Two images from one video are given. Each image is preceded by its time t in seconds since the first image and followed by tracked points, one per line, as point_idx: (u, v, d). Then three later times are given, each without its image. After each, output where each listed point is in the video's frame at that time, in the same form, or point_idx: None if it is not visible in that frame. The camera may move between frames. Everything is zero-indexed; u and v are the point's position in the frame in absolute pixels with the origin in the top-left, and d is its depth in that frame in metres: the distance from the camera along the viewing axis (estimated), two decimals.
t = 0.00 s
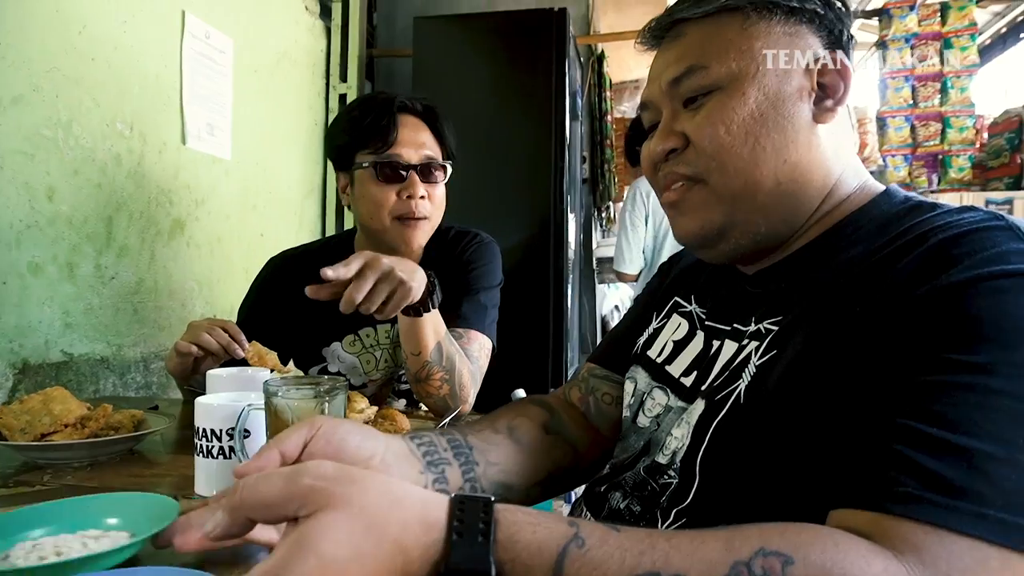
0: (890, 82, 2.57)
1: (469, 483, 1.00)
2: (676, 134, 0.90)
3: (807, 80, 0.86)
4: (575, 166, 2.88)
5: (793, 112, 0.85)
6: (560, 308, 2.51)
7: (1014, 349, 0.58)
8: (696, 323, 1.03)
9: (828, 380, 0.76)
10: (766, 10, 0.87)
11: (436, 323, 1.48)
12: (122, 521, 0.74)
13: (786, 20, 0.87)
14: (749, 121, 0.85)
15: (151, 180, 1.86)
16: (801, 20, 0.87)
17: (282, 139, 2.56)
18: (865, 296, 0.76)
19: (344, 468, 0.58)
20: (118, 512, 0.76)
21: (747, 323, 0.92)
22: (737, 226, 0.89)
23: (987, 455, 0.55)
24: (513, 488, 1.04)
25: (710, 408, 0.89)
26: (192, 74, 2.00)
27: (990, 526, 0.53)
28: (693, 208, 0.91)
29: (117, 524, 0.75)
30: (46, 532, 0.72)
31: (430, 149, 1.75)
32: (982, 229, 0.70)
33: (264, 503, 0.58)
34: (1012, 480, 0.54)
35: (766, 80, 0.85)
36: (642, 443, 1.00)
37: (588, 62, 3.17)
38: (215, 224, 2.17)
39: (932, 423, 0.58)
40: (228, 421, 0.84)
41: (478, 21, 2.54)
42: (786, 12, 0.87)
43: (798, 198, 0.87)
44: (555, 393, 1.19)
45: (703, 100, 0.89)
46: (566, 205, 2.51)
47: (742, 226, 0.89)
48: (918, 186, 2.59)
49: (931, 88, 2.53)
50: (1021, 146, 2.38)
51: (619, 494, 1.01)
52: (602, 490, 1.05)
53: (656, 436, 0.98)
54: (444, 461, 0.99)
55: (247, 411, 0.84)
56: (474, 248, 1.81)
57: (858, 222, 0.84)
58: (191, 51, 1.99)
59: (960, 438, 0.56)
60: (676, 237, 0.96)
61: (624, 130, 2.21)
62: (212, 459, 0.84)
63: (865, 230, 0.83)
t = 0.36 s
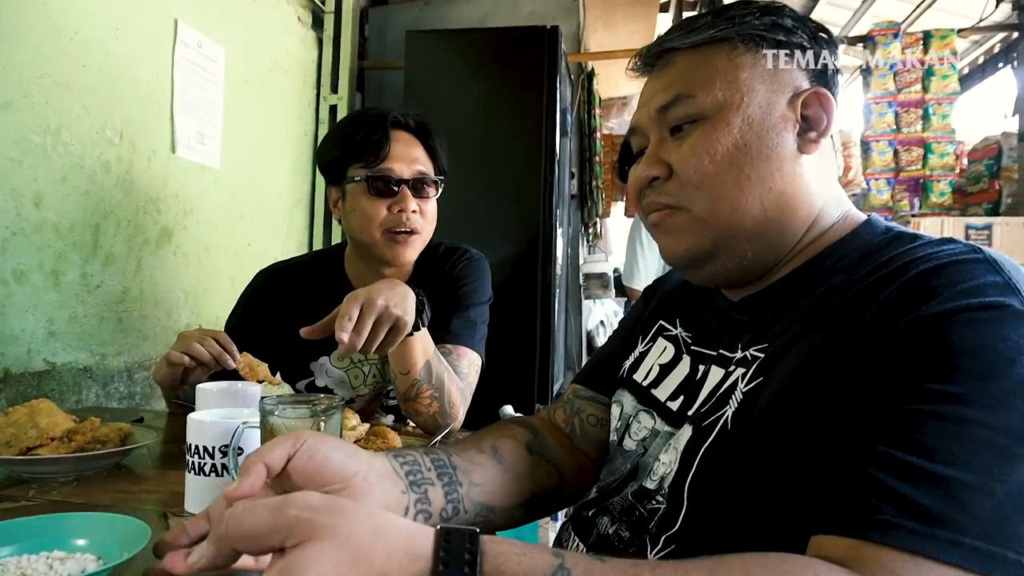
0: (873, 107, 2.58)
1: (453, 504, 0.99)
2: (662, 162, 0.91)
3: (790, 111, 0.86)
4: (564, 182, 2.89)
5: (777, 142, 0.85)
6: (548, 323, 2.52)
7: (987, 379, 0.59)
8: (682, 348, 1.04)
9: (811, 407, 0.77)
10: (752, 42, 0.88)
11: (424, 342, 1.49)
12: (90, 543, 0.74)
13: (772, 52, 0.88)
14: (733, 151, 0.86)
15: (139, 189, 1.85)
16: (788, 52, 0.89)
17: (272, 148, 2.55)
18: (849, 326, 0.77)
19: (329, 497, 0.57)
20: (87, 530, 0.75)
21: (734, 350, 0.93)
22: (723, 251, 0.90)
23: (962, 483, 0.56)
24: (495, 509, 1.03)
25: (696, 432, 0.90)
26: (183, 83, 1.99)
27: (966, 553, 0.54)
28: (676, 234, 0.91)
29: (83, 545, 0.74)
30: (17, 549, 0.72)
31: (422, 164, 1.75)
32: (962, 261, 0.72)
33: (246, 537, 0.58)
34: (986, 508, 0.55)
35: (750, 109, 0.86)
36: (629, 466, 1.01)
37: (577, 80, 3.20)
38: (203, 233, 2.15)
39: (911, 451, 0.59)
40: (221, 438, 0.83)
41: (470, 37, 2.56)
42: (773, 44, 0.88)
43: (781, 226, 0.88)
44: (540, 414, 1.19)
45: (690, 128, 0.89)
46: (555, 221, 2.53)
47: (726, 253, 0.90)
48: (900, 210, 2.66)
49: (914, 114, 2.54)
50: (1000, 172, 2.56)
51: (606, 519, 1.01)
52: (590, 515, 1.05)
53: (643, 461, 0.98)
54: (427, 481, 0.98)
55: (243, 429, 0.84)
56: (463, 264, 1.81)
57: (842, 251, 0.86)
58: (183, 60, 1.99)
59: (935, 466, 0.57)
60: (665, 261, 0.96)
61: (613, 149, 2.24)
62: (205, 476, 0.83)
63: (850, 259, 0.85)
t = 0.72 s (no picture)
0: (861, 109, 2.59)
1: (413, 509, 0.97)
2: (646, 161, 0.92)
3: (772, 111, 0.88)
4: (555, 185, 2.91)
5: (760, 142, 0.87)
6: (541, 325, 2.53)
7: (958, 368, 0.60)
8: (668, 348, 1.04)
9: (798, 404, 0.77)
10: (734, 43, 0.90)
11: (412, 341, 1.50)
12: (71, 547, 0.74)
13: (754, 55, 0.90)
14: (717, 149, 0.87)
15: (131, 195, 1.85)
16: (768, 55, 0.90)
17: (263, 153, 2.55)
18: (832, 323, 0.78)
19: (316, 488, 0.58)
20: (70, 535, 0.75)
21: (719, 348, 0.94)
22: (708, 249, 0.91)
23: (933, 468, 0.55)
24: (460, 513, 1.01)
25: (683, 431, 0.90)
26: (174, 89, 1.99)
27: (933, 535, 0.53)
28: (659, 232, 0.92)
29: (63, 549, 0.74)
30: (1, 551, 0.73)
31: (405, 164, 1.75)
32: (940, 257, 0.73)
33: (233, 525, 0.57)
34: (954, 492, 0.54)
35: (733, 109, 0.88)
36: (616, 466, 1.01)
37: (568, 83, 3.21)
38: (195, 238, 2.16)
39: (886, 439, 0.58)
40: (217, 442, 0.83)
41: (460, 42, 2.57)
42: (754, 47, 0.90)
43: (766, 225, 0.89)
44: (519, 413, 1.20)
45: (673, 127, 0.91)
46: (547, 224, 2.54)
47: (712, 251, 0.91)
48: (889, 211, 2.70)
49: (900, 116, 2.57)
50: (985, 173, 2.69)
51: (592, 520, 1.02)
52: (577, 515, 1.05)
53: (629, 459, 0.99)
54: (386, 486, 0.97)
55: (239, 432, 0.84)
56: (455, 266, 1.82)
57: (824, 249, 0.87)
58: (174, 66, 1.99)
59: (908, 453, 0.56)
60: (651, 259, 0.98)
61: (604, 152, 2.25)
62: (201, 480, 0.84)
63: (832, 257, 0.86)
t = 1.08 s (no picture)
0: (849, 109, 2.63)
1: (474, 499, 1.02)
2: (629, 159, 0.93)
3: (754, 114, 0.89)
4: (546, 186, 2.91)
5: (741, 144, 0.88)
6: (532, 325, 2.53)
7: (914, 371, 0.60)
8: (649, 355, 1.06)
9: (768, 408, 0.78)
10: (718, 46, 0.90)
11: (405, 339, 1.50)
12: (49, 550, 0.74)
13: (737, 58, 0.90)
14: (699, 150, 0.88)
15: (120, 197, 1.84)
16: (751, 59, 0.91)
17: (254, 155, 2.55)
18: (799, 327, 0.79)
19: (268, 483, 0.58)
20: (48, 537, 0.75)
21: (696, 350, 0.95)
22: (691, 251, 0.92)
23: (883, 471, 0.55)
24: (481, 501, 1.03)
25: (659, 434, 0.91)
26: (164, 90, 1.99)
27: (877, 534, 0.53)
28: (645, 232, 0.93)
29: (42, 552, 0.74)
30: None
31: (393, 169, 1.75)
32: (906, 262, 0.74)
33: (187, 518, 0.56)
34: (900, 493, 0.55)
35: (715, 111, 0.88)
36: (599, 471, 1.04)
37: (559, 84, 3.22)
38: (186, 240, 2.15)
39: (837, 439, 0.59)
40: (204, 444, 0.84)
41: (451, 42, 2.57)
42: (737, 51, 0.91)
43: (749, 227, 0.90)
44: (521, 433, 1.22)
45: (656, 126, 0.91)
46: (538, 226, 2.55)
47: (695, 254, 0.92)
48: (877, 211, 2.73)
49: (889, 117, 2.61)
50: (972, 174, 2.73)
51: (574, 522, 1.02)
52: (560, 517, 1.06)
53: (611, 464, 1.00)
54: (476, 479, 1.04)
55: (226, 434, 0.85)
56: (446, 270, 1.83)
57: (801, 252, 0.88)
58: (164, 67, 1.99)
59: (858, 455, 0.57)
60: (637, 259, 0.99)
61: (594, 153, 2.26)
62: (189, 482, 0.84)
63: (809, 259, 0.87)
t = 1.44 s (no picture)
0: (848, 109, 2.64)
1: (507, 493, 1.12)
2: (626, 163, 0.93)
3: (749, 120, 0.89)
4: (545, 187, 2.92)
5: (737, 149, 0.88)
6: (532, 326, 2.54)
7: (889, 363, 0.60)
8: (652, 357, 1.07)
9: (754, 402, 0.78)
10: (715, 54, 0.91)
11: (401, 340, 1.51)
12: (36, 552, 0.73)
13: (733, 65, 0.91)
14: (696, 154, 0.88)
15: (121, 200, 1.85)
16: (748, 66, 0.91)
17: (254, 157, 2.56)
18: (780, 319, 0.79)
19: (252, 469, 0.59)
20: (36, 540, 0.75)
21: (691, 349, 0.97)
22: (687, 253, 0.92)
23: (850, 455, 0.55)
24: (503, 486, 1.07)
25: (652, 430, 0.92)
26: (164, 92, 1.99)
27: (841, 518, 0.53)
28: (642, 234, 0.93)
29: (28, 554, 0.74)
30: None
31: (403, 168, 1.77)
32: (881, 263, 0.73)
33: (168, 497, 0.57)
34: (866, 479, 0.54)
35: (711, 117, 0.88)
36: (601, 467, 1.05)
37: (558, 85, 3.22)
38: (186, 242, 2.16)
39: (806, 425, 0.58)
40: (204, 445, 0.85)
41: (451, 44, 2.58)
42: (734, 58, 0.91)
43: (744, 231, 0.90)
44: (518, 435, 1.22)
45: (654, 131, 0.92)
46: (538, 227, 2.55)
47: (692, 255, 0.92)
48: (877, 211, 2.74)
49: (887, 117, 2.60)
50: (971, 174, 2.74)
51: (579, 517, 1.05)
52: (564, 510, 1.10)
53: (612, 462, 1.01)
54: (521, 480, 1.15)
55: (226, 435, 0.86)
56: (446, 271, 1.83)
57: (793, 253, 0.88)
58: (164, 69, 1.99)
59: (826, 438, 0.56)
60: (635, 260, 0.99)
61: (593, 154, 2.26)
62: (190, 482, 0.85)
63: (799, 260, 0.87)
